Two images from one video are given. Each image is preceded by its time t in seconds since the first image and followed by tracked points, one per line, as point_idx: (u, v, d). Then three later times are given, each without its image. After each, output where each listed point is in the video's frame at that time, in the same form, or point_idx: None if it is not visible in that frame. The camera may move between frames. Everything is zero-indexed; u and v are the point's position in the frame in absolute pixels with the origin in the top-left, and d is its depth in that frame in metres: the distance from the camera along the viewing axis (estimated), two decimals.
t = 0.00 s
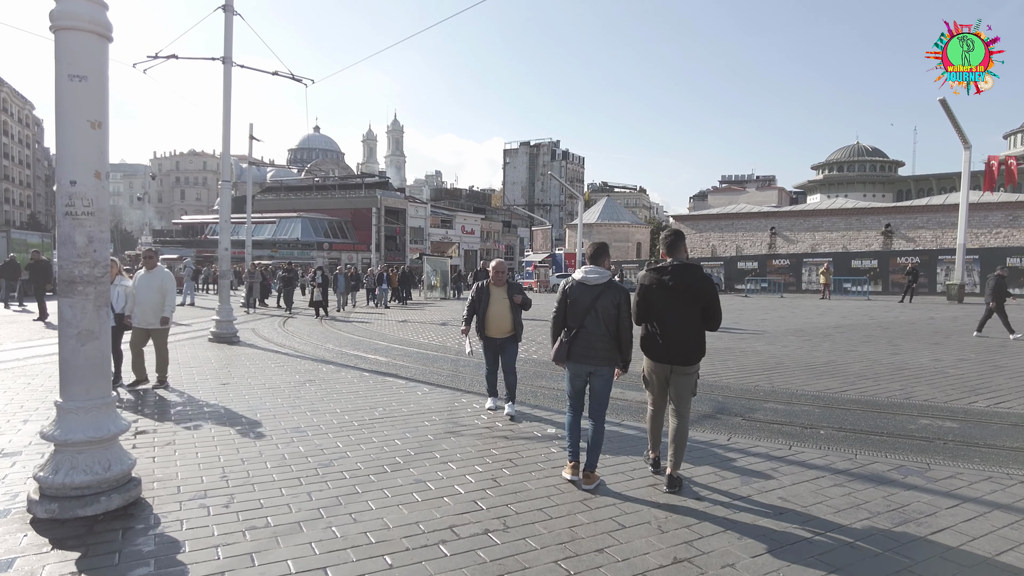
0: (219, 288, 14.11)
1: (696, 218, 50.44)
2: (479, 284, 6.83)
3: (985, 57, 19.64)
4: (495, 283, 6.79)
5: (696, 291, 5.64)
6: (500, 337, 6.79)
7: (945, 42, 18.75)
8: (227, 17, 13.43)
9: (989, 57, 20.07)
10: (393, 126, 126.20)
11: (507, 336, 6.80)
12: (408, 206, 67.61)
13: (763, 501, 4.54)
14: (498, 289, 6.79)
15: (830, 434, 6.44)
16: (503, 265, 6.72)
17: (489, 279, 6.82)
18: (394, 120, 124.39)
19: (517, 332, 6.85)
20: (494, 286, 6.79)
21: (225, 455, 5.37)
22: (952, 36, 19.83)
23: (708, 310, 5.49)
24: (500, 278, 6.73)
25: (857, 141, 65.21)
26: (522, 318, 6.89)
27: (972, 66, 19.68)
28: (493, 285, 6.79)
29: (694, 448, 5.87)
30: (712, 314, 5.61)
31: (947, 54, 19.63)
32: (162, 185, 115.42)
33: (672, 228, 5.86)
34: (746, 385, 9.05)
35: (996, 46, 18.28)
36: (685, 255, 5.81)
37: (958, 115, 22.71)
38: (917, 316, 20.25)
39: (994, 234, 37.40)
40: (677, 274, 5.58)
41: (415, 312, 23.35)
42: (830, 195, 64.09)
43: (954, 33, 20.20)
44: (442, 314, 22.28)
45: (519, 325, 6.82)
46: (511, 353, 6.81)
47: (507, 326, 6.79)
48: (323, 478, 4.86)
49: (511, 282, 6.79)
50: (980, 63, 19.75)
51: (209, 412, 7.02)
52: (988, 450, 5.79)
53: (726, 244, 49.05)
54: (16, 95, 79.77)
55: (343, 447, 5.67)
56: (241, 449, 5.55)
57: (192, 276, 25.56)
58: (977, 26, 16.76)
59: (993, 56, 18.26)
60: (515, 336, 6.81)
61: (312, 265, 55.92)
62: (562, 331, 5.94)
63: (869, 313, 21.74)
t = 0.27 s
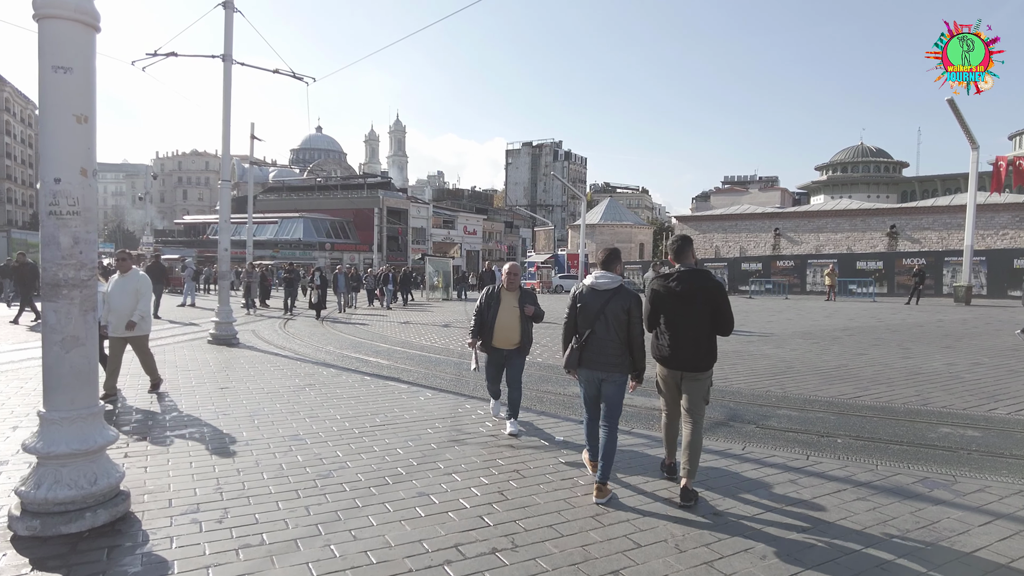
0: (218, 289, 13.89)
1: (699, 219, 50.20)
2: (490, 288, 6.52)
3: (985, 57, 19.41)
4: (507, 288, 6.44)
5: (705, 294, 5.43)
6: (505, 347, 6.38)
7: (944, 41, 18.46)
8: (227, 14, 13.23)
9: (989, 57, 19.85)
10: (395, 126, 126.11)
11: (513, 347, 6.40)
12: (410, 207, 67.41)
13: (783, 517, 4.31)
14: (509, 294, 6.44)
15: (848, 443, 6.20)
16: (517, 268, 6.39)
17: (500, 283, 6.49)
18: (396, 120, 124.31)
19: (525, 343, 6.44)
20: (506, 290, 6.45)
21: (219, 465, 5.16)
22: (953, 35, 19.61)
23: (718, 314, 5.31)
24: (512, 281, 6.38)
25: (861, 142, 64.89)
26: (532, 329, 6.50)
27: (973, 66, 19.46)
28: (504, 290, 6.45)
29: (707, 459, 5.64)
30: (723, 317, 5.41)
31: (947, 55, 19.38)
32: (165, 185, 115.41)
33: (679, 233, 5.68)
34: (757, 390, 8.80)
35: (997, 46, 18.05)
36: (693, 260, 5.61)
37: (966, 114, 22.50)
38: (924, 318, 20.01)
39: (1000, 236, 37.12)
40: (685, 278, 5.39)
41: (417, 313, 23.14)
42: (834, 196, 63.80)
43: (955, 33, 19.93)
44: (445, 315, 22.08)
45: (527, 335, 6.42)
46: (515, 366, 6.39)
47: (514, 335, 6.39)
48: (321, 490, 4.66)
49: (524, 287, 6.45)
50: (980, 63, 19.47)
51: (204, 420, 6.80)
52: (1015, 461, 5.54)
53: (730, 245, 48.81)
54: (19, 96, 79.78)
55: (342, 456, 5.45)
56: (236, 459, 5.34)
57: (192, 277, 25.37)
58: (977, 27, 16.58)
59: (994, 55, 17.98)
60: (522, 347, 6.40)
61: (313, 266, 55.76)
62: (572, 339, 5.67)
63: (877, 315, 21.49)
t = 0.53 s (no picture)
0: (218, 289, 13.70)
1: (703, 219, 49.97)
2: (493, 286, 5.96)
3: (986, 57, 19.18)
4: (510, 284, 5.85)
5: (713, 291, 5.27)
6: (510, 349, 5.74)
7: (942, 41, 18.22)
8: (227, 11, 13.05)
9: (989, 57, 19.60)
10: (397, 126, 125.93)
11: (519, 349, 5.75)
12: (412, 207, 67.22)
13: (804, 529, 4.10)
14: (513, 291, 5.84)
15: (866, 448, 5.97)
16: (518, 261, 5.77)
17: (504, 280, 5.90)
18: (398, 120, 124.19)
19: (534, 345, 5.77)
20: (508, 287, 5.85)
21: (213, 472, 4.97)
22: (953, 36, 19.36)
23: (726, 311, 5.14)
24: (514, 276, 5.78)
25: (865, 141, 64.56)
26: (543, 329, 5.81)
27: (973, 66, 19.22)
28: (507, 287, 5.86)
29: (720, 466, 5.43)
30: (732, 314, 5.23)
31: (947, 54, 19.12)
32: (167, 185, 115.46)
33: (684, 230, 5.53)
34: (769, 394, 8.56)
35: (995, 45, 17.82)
36: (700, 256, 5.43)
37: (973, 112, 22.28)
38: (933, 319, 19.76)
39: (1007, 235, 36.79)
40: (693, 274, 5.22)
41: (419, 314, 22.96)
42: (838, 196, 63.49)
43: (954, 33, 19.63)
44: (448, 316, 21.89)
45: (536, 337, 5.76)
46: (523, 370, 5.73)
47: (520, 336, 5.76)
48: (319, 500, 4.45)
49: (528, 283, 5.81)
50: (980, 63, 19.23)
51: (200, 425, 6.61)
52: None
53: (734, 245, 48.56)
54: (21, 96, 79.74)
55: (341, 463, 5.25)
56: (230, 466, 5.15)
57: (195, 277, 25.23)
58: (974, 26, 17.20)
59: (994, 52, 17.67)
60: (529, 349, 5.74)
61: (316, 266, 55.65)
62: (578, 338, 5.49)
63: (884, 315, 21.27)
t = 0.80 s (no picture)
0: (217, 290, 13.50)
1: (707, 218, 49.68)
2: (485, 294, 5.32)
3: (986, 57, 18.88)
4: (506, 291, 5.19)
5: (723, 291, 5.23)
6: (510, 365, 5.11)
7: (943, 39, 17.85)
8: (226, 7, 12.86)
9: (989, 56, 19.31)
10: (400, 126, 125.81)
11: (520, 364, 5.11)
12: (416, 207, 67.03)
13: (829, 544, 3.86)
14: (509, 299, 5.18)
15: (885, 454, 5.72)
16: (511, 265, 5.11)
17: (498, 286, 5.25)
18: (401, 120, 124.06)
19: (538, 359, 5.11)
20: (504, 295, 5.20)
21: (206, 482, 4.80)
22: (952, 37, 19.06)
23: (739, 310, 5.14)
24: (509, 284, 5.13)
25: (871, 140, 64.15)
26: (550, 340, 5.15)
27: (972, 67, 18.90)
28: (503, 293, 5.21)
29: (735, 474, 5.20)
30: (743, 314, 5.20)
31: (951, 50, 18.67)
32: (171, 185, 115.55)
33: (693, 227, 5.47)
34: (781, 397, 8.30)
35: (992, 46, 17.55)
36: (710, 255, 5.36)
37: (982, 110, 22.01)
38: (944, 319, 19.48)
39: (1016, 234, 36.41)
40: (709, 272, 5.17)
41: (422, 315, 22.77)
42: (843, 195, 63.11)
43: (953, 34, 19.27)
44: (451, 316, 21.70)
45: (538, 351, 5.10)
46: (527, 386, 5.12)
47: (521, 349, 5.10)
48: (315, 512, 4.25)
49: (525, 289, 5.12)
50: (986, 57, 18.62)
51: (195, 430, 6.41)
52: None
53: (739, 244, 48.25)
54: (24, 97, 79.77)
55: (339, 471, 5.08)
56: (223, 475, 4.97)
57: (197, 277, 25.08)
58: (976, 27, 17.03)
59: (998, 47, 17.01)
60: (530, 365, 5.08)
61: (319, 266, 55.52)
62: (585, 338, 5.23)
63: (893, 315, 21.00)
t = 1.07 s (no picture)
0: (219, 291, 13.30)
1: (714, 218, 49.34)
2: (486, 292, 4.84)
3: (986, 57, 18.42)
4: (512, 287, 4.73)
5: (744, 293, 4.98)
6: (521, 369, 4.64)
7: (942, 40, 17.46)
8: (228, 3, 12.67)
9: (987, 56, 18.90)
10: (405, 126, 125.75)
11: (532, 367, 4.65)
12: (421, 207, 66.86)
13: (862, 564, 3.61)
14: (518, 295, 4.72)
15: (912, 464, 5.44)
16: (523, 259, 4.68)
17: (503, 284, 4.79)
18: (406, 120, 123.99)
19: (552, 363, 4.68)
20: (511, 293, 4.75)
21: (201, 494, 4.61)
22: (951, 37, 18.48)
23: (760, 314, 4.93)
24: (519, 281, 4.69)
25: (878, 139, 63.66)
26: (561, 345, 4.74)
27: (973, 67, 18.38)
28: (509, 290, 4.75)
29: (756, 486, 4.95)
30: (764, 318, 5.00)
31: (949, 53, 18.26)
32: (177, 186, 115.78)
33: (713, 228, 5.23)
34: (798, 402, 8.03)
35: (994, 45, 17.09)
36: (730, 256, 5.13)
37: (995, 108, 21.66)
38: (957, 320, 19.16)
39: None
40: (730, 274, 4.93)
41: (427, 315, 22.57)
42: (851, 195, 62.66)
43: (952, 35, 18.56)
44: (456, 317, 21.48)
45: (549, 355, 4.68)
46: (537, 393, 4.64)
47: (533, 353, 4.66)
48: (314, 528, 4.03)
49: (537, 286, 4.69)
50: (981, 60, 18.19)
51: (193, 437, 6.22)
52: None
53: (746, 245, 47.89)
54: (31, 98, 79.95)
55: (341, 482, 4.88)
56: (220, 486, 4.78)
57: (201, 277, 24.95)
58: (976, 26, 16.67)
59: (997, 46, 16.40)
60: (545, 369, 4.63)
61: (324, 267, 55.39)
62: (600, 342, 5.08)
63: (905, 316, 20.68)
